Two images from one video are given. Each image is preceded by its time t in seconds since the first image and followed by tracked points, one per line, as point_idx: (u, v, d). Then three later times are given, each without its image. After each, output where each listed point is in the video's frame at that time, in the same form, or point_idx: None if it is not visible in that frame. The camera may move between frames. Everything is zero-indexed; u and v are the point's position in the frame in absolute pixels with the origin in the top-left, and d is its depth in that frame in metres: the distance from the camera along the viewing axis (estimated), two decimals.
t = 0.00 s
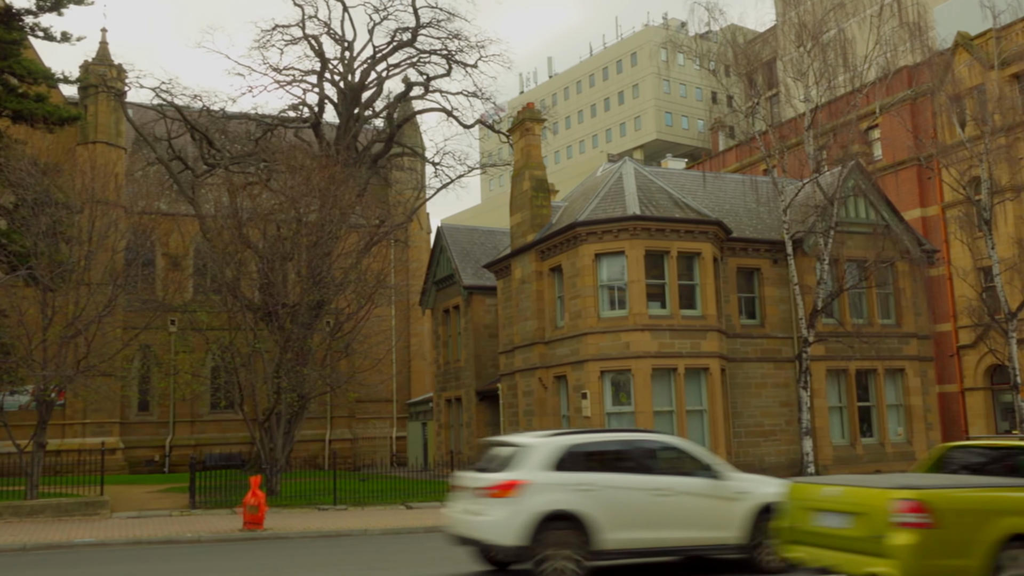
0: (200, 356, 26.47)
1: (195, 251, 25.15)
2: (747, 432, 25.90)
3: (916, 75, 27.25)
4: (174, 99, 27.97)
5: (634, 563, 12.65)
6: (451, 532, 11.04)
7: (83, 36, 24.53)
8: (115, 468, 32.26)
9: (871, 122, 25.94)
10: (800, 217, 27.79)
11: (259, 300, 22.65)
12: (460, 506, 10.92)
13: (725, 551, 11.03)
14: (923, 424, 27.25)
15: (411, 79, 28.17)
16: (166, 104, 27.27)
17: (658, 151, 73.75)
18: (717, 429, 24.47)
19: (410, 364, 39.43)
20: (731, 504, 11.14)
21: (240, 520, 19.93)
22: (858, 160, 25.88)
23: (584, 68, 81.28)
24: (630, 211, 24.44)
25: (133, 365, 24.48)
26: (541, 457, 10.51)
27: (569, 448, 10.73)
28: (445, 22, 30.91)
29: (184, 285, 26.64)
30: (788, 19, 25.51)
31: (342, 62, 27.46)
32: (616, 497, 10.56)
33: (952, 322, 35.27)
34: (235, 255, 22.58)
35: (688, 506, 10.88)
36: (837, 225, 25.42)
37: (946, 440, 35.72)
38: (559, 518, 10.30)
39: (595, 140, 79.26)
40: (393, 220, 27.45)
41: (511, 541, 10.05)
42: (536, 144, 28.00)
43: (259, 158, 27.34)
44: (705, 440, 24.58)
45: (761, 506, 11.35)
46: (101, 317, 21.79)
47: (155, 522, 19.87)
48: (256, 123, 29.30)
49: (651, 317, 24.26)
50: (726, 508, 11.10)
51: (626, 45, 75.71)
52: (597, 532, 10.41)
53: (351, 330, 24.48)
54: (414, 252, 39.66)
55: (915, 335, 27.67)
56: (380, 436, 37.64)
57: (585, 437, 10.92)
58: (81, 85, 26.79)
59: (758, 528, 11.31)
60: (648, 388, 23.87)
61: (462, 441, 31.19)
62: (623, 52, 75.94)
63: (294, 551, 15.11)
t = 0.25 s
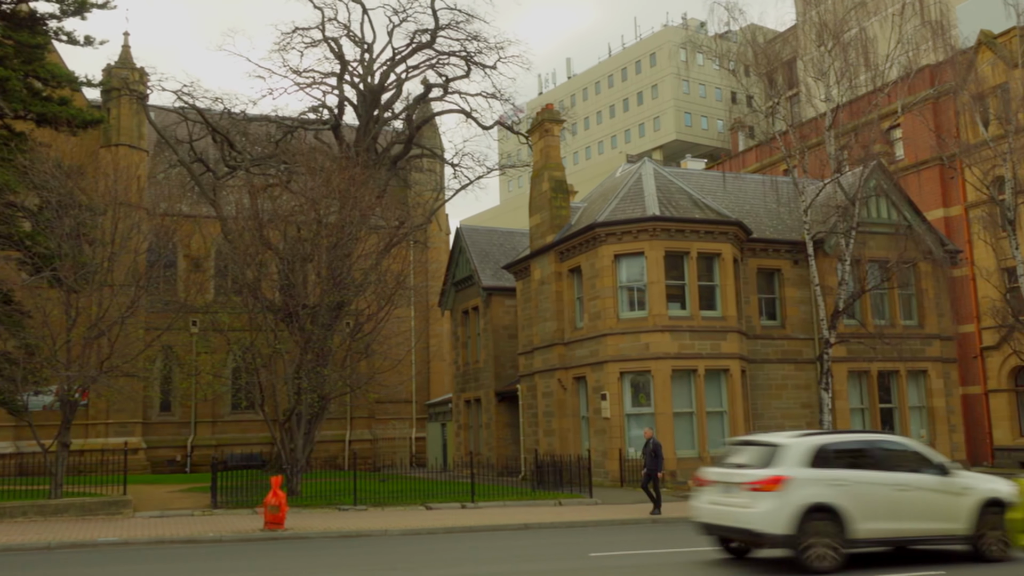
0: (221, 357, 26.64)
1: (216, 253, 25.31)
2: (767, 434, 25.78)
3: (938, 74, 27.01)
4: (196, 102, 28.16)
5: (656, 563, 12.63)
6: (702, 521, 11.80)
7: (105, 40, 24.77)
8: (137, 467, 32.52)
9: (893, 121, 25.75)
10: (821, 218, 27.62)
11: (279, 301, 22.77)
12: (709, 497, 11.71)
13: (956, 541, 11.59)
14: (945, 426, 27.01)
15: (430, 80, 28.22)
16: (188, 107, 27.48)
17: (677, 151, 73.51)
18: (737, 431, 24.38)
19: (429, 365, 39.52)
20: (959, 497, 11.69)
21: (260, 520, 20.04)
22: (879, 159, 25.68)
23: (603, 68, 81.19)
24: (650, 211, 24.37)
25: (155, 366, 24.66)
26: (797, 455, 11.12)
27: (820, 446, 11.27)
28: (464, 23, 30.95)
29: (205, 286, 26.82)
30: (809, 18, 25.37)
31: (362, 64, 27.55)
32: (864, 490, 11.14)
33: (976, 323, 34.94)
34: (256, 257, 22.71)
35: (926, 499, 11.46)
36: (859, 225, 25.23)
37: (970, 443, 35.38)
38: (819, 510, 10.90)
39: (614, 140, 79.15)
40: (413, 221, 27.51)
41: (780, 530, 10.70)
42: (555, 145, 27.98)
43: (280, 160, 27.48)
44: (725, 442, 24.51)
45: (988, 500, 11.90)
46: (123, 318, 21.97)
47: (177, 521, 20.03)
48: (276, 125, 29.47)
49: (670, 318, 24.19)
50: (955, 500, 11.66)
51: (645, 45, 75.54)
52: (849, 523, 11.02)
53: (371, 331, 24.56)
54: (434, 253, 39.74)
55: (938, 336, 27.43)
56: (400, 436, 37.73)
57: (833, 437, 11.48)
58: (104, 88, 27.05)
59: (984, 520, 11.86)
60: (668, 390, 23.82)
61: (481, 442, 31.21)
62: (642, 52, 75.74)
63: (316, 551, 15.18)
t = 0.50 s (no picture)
0: (242, 357, 26.81)
1: (238, 254, 25.46)
2: (789, 436, 25.63)
3: (963, 74, 26.76)
4: (218, 104, 28.37)
5: (679, 566, 12.58)
6: (910, 518, 12.13)
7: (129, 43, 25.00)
8: (160, 467, 32.80)
9: (916, 122, 25.54)
10: (843, 219, 27.44)
11: (300, 302, 22.87)
12: (921, 496, 12.05)
13: None
14: (969, 429, 26.76)
15: (451, 82, 28.28)
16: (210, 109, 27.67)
17: (698, 153, 73.23)
18: (758, 433, 24.25)
19: (449, 366, 39.58)
20: None
21: (281, 520, 20.13)
22: (903, 160, 25.48)
23: (623, 69, 81.06)
24: (670, 213, 24.30)
25: (178, 366, 24.86)
26: (1015, 456, 11.50)
27: None
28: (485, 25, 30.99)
29: (228, 287, 27.00)
30: (831, 18, 25.21)
31: (382, 66, 27.65)
32: None
33: (1001, 326, 34.58)
34: (278, 258, 22.84)
35: None
36: (882, 226, 25.04)
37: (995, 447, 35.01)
38: None
39: (634, 142, 78.99)
40: (433, 222, 27.57)
41: (1008, 527, 10.99)
42: (575, 146, 27.97)
43: (301, 162, 27.62)
44: (746, 444, 24.39)
45: None
46: (147, 319, 22.15)
47: (199, 521, 20.17)
48: (298, 127, 29.63)
49: (691, 319, 24.11)
50: None
51: (665, 46, 75.33)
52: None
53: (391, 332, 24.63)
54: (454, 255, 39.82)
55: (962, 339, 27.17)
56: (420, 437, 37.81)
57: None
58: (127, 90, 27.31)
59: None
60: (689, 391, 23.70)
61: (501, 443, 31.23)
62: (662, 53, 75.52)
63: (338, 551, 15.24)
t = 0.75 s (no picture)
0: (264, 358, 26.96)
1: (260, 255, 25.60)
2: (811, 438, 25.47)
3: (988, 73, 26.50)
4: (240, 106, 28.56)
5: (701, 567, 12.52)
6: None
7: (151, 47, 25.22)
8: (183, 467, 33.04)
9: (940, 121, 25.32)
10: (866, 219, 27.25)
11: (321, 303, 22.96)
12: None
13: None
14: (994, 431, 26.49)
15: (470, 83, 28.32)
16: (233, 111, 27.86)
17: (719, 153, 72.94)
18: (780, 434, 24.13)
19: (469, 367, 39.64)
20: None
21: (303, 520, 20.22)
22: (926, 160, 25.28)
23: (643, 70, 80.91)
24: (691, 214, 24.20)
25: (201, 367, 25.02)
26: None
27: None
28: (504, 26, 31.02)
29: (249, 288, 27.17)
30: (853, 17, 25.04)
31: (403, 67, 27.73)
32: None
33: None
34: (299, 259, 22.96)
35: None
36: (905, 226, 24.83)
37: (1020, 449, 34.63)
38: None
39: (654, 142, 78.83)
40: (453, 223, 27.61)
41: None
42: (595, 147, 27.93)
43: (322, 163, 27.75)
44: (766, 445, 24.32)
45: None
46: (170, 320, 22.31)
47: (222, 520, 20.29)
48: (319, 129, 29.80)
49: (712, 321, 24.00)
50: None
51: (685, 46, 75.10)
52: None
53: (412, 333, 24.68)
54: (474, 256, 39.87)
55: (986, 340, 26.89)
56: (440, 438, 37.88)
57: None
58: (151, 93, 27.55)
59: None
60: (709, 393, 23.61)
61: (521, 444, 31.23)
62: (682, 53, 75.28)
63: (360, 551, 15.29)
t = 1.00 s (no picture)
0: (285, 359, 27.10)
1: (281, 257, 25.73)
2: (833, 440, 25.31)
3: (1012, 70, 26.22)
4: (261, 109, 28.73)
5: (725, 569, 12.46)
6: None
7: (174, 50, 25.43)
8: (205, 467, 33.27)
9: (963, 120, 25.08)
10: (888, 219, 27.04)
11: (342, 305, 23.05)
12: None
13: None
14: (1020, 433, 26.20)
15: (490, 85, 28.34)
16: (254, 114, 28.04)
17: (739, 153, 72.64)
18: (802, 436, 23.97)
19: (489, 368, 39.68)
20: None
21: (324, 520, 20.30)
22: (949, 159, 25.04)
23: (662, 70, 80.69)
24: (711, 214, 24.10)
25: (223, 368, 25.19)
26: None
27: None
28: (524, 27, 31.02)
29: (271, 290, 27.33)
30: (875, 15, 24.85)
31: (423, 69, 27.80)
32: None
33: None
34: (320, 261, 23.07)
35: None
36: (928, 226, 24.61)
37: None
38: None
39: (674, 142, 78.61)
40: (473, 224, 27.64)
41: None
42: (615, 148, 27.88)
43: (342, 165, 27.87)
44: (788, 447, 24.16)
45: None
46: (192, 322, 22.47)
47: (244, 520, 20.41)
48: (339, 131, 29.94)
49: (733, 321, 23.90)
50: None
51: (705, 46, 74.82)
52: None
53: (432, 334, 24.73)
54: (493, 257, 39.89)
55: (1012, 341, 26.61)
56: (460, 439, 37.95)
57: None
58: (173, 96, 27.77)
59: None
60: (731, 394, 23.50)
61: (541, 445, 31.21)
62: (702, 53, 74.98)
63: (382, 551, 15.35)
